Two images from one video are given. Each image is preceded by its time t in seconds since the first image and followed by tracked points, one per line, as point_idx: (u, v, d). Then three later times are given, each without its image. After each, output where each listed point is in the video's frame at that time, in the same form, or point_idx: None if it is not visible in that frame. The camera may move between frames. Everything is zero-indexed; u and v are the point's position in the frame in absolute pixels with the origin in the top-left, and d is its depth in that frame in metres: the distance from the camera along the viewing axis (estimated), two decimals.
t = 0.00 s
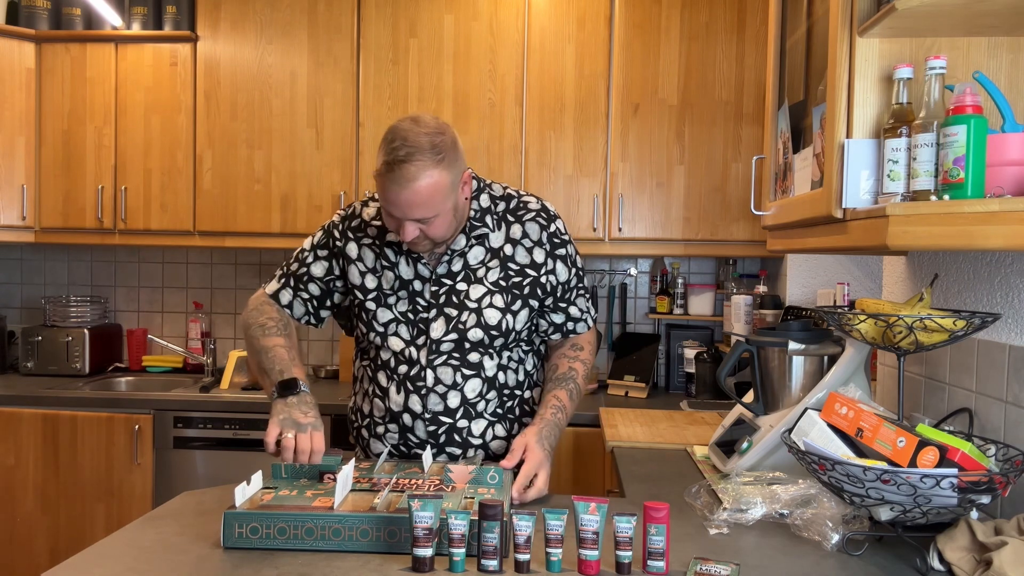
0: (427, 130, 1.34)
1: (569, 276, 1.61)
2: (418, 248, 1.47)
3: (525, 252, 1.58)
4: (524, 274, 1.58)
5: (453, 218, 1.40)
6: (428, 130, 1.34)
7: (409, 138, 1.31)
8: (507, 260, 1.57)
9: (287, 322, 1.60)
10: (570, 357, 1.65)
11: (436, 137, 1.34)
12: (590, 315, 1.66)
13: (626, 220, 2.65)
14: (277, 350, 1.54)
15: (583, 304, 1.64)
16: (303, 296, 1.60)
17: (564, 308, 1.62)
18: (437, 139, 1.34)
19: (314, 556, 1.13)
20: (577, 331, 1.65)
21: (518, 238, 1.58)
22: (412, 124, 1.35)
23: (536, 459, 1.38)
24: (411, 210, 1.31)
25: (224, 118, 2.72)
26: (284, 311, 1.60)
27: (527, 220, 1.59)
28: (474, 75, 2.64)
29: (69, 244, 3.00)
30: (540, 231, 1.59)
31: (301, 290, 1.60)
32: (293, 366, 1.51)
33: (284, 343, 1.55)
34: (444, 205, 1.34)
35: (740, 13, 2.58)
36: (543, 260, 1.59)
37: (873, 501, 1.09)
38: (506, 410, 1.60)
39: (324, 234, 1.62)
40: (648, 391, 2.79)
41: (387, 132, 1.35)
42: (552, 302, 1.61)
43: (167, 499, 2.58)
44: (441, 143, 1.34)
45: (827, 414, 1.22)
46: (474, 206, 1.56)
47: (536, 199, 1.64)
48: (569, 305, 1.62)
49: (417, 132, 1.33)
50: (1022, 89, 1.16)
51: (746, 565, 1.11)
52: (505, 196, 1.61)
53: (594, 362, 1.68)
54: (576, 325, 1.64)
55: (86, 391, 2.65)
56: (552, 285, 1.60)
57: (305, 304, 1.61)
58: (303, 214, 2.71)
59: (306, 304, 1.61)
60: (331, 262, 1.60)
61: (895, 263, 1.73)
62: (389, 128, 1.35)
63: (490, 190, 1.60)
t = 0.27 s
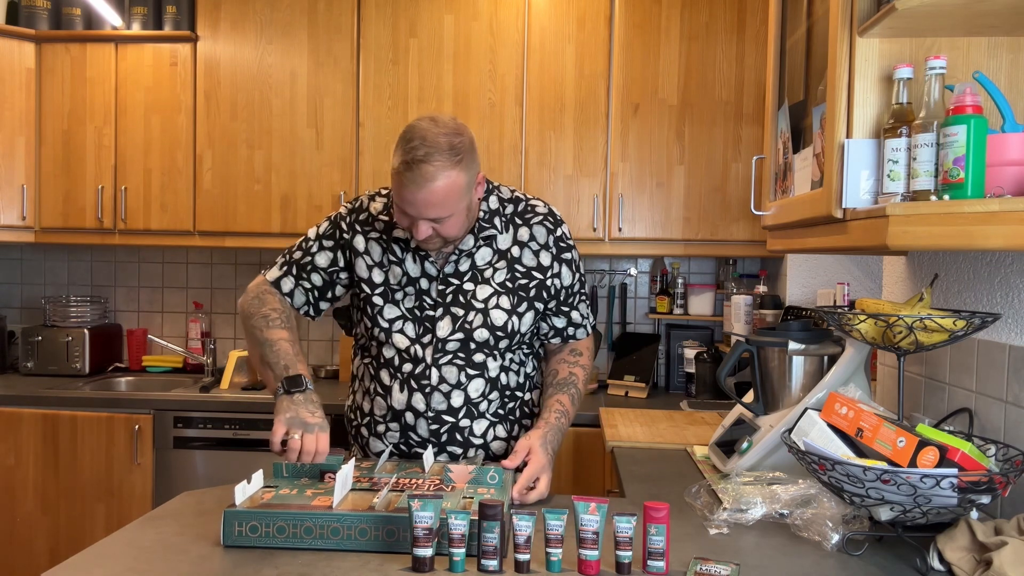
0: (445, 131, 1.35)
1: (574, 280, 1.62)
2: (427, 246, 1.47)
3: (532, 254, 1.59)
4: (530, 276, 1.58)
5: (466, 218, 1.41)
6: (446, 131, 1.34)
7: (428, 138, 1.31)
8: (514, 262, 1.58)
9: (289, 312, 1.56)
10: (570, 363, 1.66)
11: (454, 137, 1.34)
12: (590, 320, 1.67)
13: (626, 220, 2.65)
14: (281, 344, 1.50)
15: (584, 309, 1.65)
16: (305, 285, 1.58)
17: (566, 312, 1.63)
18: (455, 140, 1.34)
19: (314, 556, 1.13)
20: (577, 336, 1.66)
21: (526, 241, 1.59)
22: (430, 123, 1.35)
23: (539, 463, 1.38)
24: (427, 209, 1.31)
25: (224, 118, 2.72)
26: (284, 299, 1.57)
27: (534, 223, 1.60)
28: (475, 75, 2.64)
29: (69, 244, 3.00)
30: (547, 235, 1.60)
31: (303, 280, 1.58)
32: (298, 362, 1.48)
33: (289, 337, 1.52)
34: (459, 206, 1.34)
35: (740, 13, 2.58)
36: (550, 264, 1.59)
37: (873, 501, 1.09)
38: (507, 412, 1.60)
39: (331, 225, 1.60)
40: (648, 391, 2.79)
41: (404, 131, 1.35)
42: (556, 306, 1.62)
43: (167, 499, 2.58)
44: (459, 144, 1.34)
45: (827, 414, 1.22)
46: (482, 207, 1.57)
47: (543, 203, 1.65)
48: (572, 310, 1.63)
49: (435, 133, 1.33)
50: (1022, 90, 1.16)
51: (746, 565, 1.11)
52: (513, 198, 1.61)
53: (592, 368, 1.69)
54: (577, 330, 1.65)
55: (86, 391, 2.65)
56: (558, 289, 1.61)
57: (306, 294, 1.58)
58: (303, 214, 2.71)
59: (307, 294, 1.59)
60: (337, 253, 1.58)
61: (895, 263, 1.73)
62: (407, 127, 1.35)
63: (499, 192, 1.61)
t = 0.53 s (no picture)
0: (456, 135, 1.34)
1: (575, 283, 1.64)
2: (433, 247, 1.47)
3: (535, 257, 1.60)
4: (533, 278, 1.59)
5: (473, 221, 1.41)
6: (457, 135, 1.34)
7: (439, 142, 1.31)
8: (518, 264, 1.59)
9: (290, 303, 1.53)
10: (570, 365, 1.66)
11: (464, 141, 1.34)
12: (589, 323, 1.68)
13: (626, 220, 2.65)
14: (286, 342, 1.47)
15: (584, 312, 1.67)
16: (307, 277, 1.55)
17: (566, 315, 1.65)
18: (465, 145, 1.34)
19: (314, 556, 1.13)
20: (576, 339, 1.67)
21: (529, 243, 1.60)
22: (440, 126, 1.35)
23: (539, 462, 1.38)
24: (436, 213, 1.31)
25: (224, 118, 2.72)
26: (286, 290, 1.54)
27: (537, 226, 1.61)
28: (474, 75, 2.64)
29: (69, 244, 3.00)
30: (550, 238, 1.62)
31: (305, 270, 1.55)
32: (302, 362, 1.46)
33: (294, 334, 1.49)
34: (467, 209, 1.34)
35: (740, 13, 2.58)
36: (552, 267, 1.61)
37: (873, 501, 1.09)
38: (508, 412, 1.61)
39: (335, 217, 1.59)
40: (648, 391, 2.79)
41: (414, 134, 1.35)
42: (557, 308, 1.64)
43: (167, 499, 2.58)
44: (470, 149, 1.34)
45: (827, 414, 1.22)
46: (488, 209, 1.57)
47: (545, 206, 1.66)
48: (572, 312, 1.65)
49: (446, 137, 1.33)
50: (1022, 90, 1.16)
51: (746, 565, 1.11)
52: (516, 201, 1.62)
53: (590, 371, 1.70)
54: (577, 333, 1.67)
55: (86, 391, 2.65)
56: (559, 292, 1.63)
57: (306, 286, 1.56)
58: (303, 214, 2.71)
59: (308, 286, 1.56)
60: (342, 248, 1.57)
61: (895, 263, 1.73)
62: (417, 130, 1.35)
63: (503, 194, 1.62)
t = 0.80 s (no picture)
0: (462, 137, 1.34)
1: (576, 284, 1.65)
2: (436, 249, 1.47)
3: (537, 258, 1.60)
4: (535, 279, 1.60)
5: (477, 223, 1.41)
6: (464, 137, 1.34)
7: (446, 145, 1.31)
8: (520, 265, 1.59)
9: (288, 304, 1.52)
10: (571, 365, 1.67)
11: (471, 144, 1.34)
12: (589, 324, 1.69)
13: (626, 220, 2.65)
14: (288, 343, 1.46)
15: (585, 313, 1.67)
16: (303, 278, 1.55)
17: (567, 316, 1.65)
18: (472, 148, 1.34)
19: (314, 555, 1.13)
20: (577, 340, 1.68)
21: (531, 244, 1.60)
22: (445, 127, 1.36)
23: (540, 463, 1.38)
24: (441, 215, 1.31)
25: (224, 118, 2.72)
26: (283, 291, 1.53)
27: (539, 227, 1.62)
28: (475, 75, 2.64)
29: (69, 244, 3.00)
30: (552, 238, 1.62)
31: (301, 270, 1.55)
32: (303, 364, 1.46)
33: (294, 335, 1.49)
34: (472, 212, 1.34)
35: (740, 13, 2.58)
36: (553, 267, 1.61)
37: (873, 501, 1.09)
38: (510, 413, 1.61)
39: (332, 218, 1.58)
40: (648, 391, 2.79)
41: (421, 135, 1.35)
42: (558, 309, 1.64)
43: (167, 499, 2.58)
44: (476, 152, 1.34)
45: (827, 414, 1.22)
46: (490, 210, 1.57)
47: (546, 206, 1.66)
48: (573, 313, 1.66)
49: (453, 140, 1.33)
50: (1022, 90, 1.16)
51: (746, 565, 1.11)
52: (518, 202, 1.63)
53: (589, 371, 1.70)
54: (577, 333, 1.67)
55: (86, 391, 2.65)
56: (560, 292, 1.63)
57: (303, 287, 1.55)
58: (303, 214, 2.71)
59: (305, 286, 1.55)
60: (339, 248, 1.57)
61: (895, 263, 1.73)
62: (424, 131, 1.35)
63: (504, 195, 1.62)
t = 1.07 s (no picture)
0: (463, 138, 1.34)
1: (575, 284, 1.65)
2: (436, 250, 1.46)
3: (536, 258, 1.60)
4: (534, 280, 1.60)
5: (477, 224, 1.41)
6: (465, 137, 1.35)
7: (447, 145, 1.31)
8: (518, 266, 1.59)
9: (288, 314, 1.54)
10: (571, 365, 1.67)
11: (472, 144, 1.34)
12: (589, 325, 1.69)
13: (626, 220, 2.65)
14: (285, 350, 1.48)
15: (584, 314, 1.67)
16: (303, 287, 1.56)
17: (566, 316, 1.65)
18: (473, 148, 1.34)
19: (314, 555, 1.13)
20: (576, 341, 1.68)
21: (530, 245, 1.60)
22: (446, 127, 1.36)
23: (540, 464, 1.38)
24: (442, 215, 1.31)
25: (224, 118, 2.72)
26: (283, 301, 1.55)
27: (538, 227, 1.62)
28: (475, 75, 2.64)
29: (69, 244, 3.00)
30: (550, 239, 1.62)
31: (301, 281, 1.55)
32: (302, 369, 1.46)
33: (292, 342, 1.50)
34: (473, 212, 1.34)
35: (740, 13, 2.58)
36: (552, 268, 1.61)
37: (873, 501, 1.09)
38: (507, 414, 1.61)
39: (330, 224, 1.58)
40: (648, 391, 2.79)
41: (422, 136, 1.35)
42: (557, 309, 1.64)
43: (167, 499, 2.58)
44: (477, 152, 1.34)
45: (827, 414, 1.22)
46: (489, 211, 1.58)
47: (546, 207, 1.66)
48: (572, 314, 1.66)
49: (454, 140, 1.33)
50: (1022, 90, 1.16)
51: (746, 565, 1.11)
52: (517, 203, 1.63)
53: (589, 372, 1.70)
54: (577, 334, 1.67)
55: (86, 391, 2.65)
56: (559, 293, 1.63)
57: (303, 296, 1.56)
58: (303, 214, 2.71)
59: (305, 296, 1.57)
60: (338, 256, 1.56)
61: (895, 263, 1.73)
62: (425, 132, 1.35)
63: (503, 196, 1.62)
